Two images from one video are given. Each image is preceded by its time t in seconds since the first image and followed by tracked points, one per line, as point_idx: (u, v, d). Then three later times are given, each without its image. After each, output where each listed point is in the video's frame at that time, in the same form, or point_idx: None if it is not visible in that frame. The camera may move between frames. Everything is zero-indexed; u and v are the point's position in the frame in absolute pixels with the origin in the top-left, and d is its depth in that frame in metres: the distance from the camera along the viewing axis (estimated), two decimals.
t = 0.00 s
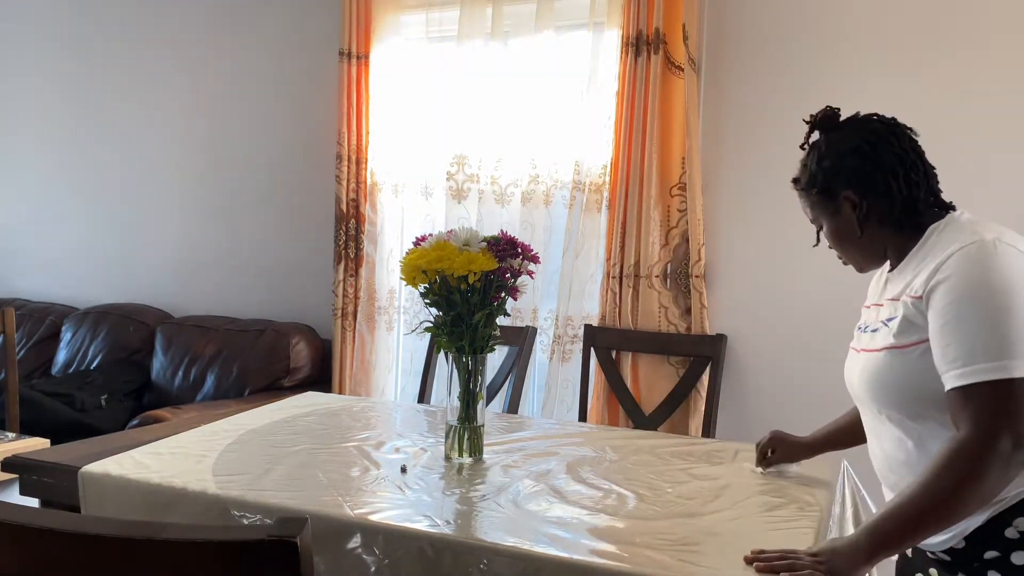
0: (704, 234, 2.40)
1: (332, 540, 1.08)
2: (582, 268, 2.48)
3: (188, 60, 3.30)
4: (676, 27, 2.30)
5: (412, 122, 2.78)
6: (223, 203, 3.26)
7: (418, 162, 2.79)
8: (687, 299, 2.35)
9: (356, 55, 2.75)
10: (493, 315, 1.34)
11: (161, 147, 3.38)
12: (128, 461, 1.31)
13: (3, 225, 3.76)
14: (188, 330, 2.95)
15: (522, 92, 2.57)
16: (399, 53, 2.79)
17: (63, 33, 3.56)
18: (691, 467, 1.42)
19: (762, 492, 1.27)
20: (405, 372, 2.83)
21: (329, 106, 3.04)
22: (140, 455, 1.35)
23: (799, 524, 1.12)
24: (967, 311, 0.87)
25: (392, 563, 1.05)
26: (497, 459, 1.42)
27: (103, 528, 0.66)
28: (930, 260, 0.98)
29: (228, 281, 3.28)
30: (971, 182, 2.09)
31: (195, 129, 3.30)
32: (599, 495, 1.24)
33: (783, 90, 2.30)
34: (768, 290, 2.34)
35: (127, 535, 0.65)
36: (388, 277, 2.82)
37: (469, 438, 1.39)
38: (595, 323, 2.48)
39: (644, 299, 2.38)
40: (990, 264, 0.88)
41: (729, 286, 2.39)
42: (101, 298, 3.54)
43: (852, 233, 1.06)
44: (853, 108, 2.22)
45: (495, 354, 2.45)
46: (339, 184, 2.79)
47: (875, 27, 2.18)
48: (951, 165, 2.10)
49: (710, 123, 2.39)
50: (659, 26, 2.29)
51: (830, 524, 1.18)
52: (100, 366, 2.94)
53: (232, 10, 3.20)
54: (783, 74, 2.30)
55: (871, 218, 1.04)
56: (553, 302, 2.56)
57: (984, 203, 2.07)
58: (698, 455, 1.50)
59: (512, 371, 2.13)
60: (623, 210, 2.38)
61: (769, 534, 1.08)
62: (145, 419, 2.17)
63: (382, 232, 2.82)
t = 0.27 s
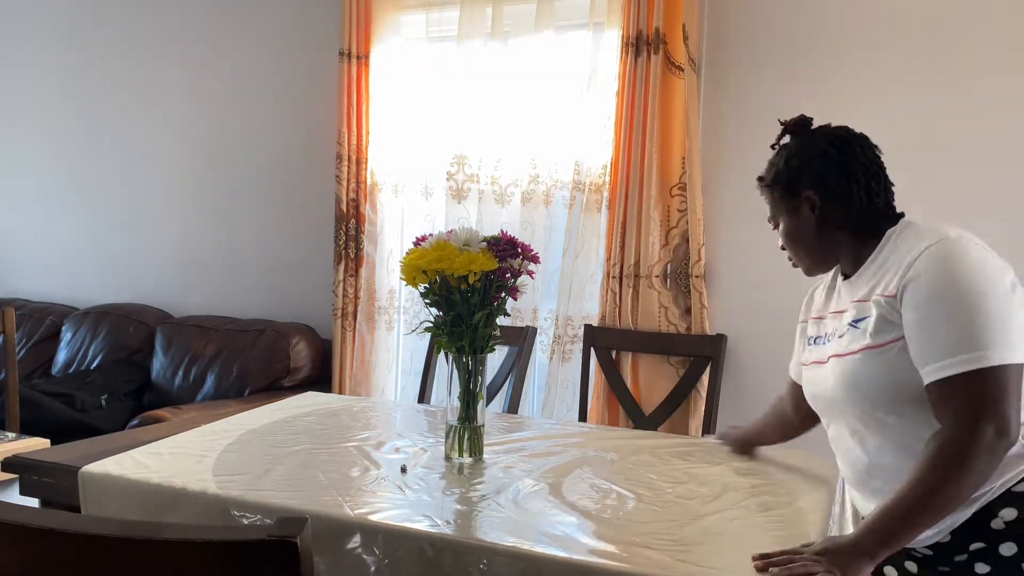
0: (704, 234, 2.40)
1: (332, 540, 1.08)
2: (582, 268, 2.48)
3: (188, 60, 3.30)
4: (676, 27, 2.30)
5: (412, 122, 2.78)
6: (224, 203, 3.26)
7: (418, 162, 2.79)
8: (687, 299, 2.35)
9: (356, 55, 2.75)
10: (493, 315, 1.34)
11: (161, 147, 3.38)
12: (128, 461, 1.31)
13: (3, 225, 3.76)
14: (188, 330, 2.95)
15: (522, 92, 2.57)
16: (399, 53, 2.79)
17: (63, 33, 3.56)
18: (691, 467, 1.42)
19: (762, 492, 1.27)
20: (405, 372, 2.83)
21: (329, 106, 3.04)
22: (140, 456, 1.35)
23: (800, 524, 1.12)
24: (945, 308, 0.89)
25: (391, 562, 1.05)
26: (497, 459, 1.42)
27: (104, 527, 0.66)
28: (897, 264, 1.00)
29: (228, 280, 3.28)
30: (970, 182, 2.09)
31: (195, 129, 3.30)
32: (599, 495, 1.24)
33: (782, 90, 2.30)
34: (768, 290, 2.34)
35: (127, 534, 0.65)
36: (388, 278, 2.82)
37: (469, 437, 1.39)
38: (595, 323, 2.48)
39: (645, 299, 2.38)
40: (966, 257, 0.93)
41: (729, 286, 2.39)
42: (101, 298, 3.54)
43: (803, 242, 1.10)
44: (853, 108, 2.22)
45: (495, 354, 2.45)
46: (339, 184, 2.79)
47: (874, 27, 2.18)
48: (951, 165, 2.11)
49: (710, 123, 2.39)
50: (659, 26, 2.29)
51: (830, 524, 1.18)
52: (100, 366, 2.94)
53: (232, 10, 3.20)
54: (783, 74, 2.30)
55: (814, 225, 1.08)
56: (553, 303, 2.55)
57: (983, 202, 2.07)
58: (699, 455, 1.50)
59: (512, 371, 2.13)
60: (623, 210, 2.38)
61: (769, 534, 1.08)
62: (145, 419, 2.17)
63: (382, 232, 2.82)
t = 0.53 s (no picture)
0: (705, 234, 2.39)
1: (333, 540, 1.08)
2: (582, 268, 2.49)
3: (188, 60, 3.30)
4: (676, 27, 2.30)
5: (412, 122, 2.78)
6: (223, 203, 3.26)
7: (418, 162, 2.79)
8: (687, 299, 2.35)
9: (355, 55, 2.75)
10: (493, 315, 1.34)
11: (161, 147, 3.38)
12: (128, 461, 1.31)
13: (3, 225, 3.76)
14: (188, 330, 2.95)
15: (522, 91, 2.58)
16: (399, 52, 2.79)
17: (63, 33, 3.55)
18: (691, 467, 1.42)
19: (763, 492, 1.27)
20: (405, 372, 2.83)
21: (329, 106, 3.04)
22: (141, 455, 1.35)
23: (800, 523, 1.12)
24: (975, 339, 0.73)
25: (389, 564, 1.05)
26: (497, 459, 1.42)
27: (103, 528, 0.66)
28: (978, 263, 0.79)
29: (228, 280, 3.27)
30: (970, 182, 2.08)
31: (196, 129, 3.30)
32: (600, 494, 1.24)
33: (782, 90, 2.30)
34: (768, 290, 2.33)
35: (126, 534, 0.65)
36: (388, 278, 2.82)
37: (469, 437, 1.39)
38: (595, 323, 2.48)
39: (644, 299, 2.38)
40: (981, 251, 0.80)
41: (729, 286, 2.38)
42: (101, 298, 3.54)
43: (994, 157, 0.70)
44: (852, 108, 2.22)
45: (495, 354, 2.45)
46: (339, 184, 2.78)
47: (874, 26, 2.18)
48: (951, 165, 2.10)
49: (710, 122, 2.39)
50: (659, 26, 2.29)
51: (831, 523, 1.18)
52: (100, 366, 2.94)
53: (232, 10, 3.20)
54: (783, 74, 2.30)
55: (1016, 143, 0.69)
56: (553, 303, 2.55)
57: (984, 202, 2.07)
58: (699, 455, 1.50)
59: (512, 371, 2.13)
60: (623, 210, 2.38)
61: (769, 533, 1.08)
62: (145, 419, 2.17)
63: (382, 232, 2.82)
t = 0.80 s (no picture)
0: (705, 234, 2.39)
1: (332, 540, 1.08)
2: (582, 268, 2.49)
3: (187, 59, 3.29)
4: (677, 27, 2.30)
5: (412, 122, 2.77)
6: (222, 203, 3.25)
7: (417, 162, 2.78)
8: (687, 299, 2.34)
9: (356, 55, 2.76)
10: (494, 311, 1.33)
11: (160, 146, 3.37)
12: (126, 462, 1.30)
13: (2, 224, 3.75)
14: (187, 330, 2.94)
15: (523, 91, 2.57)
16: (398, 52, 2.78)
17: (63, 33, 3.55)
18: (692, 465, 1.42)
19: (762, 492, 1.26)
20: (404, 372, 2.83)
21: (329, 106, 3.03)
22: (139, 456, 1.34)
23: (800, 523, 1.12)
24: (390, 274, 0.41)
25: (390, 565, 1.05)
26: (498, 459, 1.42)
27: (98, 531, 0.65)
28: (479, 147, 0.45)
29: (227, 280, 3.26)
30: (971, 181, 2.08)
31: (195, 129, 3.30)
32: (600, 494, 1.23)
33: (782, 90, 2.30)
34: (768, 290, 2.33)
35: (121, 537, 0.65)
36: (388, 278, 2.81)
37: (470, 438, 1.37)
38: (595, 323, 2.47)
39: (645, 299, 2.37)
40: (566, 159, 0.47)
41: (729, 287, 2.38)
42: (100, 297, 3.53)
43: (345, 31, 0.49)
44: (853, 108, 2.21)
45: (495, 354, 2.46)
46: (338, 183, 2.78)
47: (874, 27, 2.18)
48: (952, 164, 2.10)
49: (711, 122, 2.38)
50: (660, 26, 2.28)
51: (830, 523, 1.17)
52: (99, 365, 2.93)
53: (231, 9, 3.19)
54: (783, 74, 2.29)
55: (401, 25, 0.47)
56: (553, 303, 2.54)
57: (985, 201, 2.07)
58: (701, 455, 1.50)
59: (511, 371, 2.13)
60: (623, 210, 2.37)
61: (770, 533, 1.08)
62: (144, 419, 2.16)
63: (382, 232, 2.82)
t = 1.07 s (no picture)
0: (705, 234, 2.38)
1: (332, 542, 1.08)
2: (581, 268, 2.49)
3: (186, 59, 3.29)
4: (677, 27, 2.29)
5: (412, 123, 2.77)
6: (222, 203, 3.25)
7: (417, 162, 2.78)
8: (687, 299, 2.34)
9: (356, 55, 2.74)
10: (493, 314, 1.33)
11: (159, 147, 3.36)
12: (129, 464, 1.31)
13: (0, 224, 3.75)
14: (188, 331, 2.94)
15: (522, 92, 2.57)
16: (398, 52, 2.78)
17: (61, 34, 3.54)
18: (691, 467, 1.42)
19: (761, 493, 1.27)
20: (404, 372, 2.83)
21: (329, 106, 3.03)
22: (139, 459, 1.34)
23: (799, 524, 1.12)
24: None
25: (397, 550, 1.07)
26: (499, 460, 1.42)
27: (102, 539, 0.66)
28: None
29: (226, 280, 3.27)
30: (971, 181, 2.08)
31: (194, 129, 3.29)
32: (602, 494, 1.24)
33: (781, 90, 2.30)
34: (767, 290, 2.33)
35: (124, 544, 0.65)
36: (388, 278, 2.81)
37: (469, 438, 1.39)
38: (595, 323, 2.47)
39: (645, 300, 2.38)
40: (150, 206, 0.56)
41: (728, 286, 2.38)
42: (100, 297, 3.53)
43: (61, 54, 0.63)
44: (853, 107, 2.21)
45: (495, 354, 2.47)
46: (339, 184, 2.76)
47: (874, 28, 2.18)
48: (952, 164, 2.10)
49: (710, 122, 2.38)
50: (659, 26, 2.28)
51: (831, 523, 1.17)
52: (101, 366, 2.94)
53: (231, 9, 3.19)
54: (783, 74, 2.29)
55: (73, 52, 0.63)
56: (553, 303, 2.54)
57: (985, 200, 2.07)
58: (701, 455, 1.50)
59: (511, 372, 2.13)
60: (623, 211, 2.37)
61: (771, 533, 1.08)
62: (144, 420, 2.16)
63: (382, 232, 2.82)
